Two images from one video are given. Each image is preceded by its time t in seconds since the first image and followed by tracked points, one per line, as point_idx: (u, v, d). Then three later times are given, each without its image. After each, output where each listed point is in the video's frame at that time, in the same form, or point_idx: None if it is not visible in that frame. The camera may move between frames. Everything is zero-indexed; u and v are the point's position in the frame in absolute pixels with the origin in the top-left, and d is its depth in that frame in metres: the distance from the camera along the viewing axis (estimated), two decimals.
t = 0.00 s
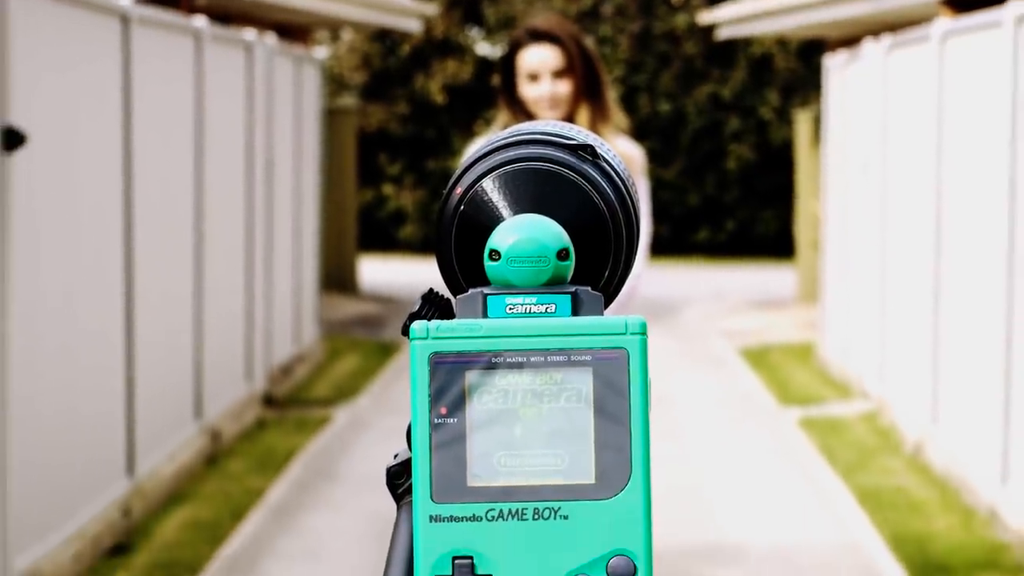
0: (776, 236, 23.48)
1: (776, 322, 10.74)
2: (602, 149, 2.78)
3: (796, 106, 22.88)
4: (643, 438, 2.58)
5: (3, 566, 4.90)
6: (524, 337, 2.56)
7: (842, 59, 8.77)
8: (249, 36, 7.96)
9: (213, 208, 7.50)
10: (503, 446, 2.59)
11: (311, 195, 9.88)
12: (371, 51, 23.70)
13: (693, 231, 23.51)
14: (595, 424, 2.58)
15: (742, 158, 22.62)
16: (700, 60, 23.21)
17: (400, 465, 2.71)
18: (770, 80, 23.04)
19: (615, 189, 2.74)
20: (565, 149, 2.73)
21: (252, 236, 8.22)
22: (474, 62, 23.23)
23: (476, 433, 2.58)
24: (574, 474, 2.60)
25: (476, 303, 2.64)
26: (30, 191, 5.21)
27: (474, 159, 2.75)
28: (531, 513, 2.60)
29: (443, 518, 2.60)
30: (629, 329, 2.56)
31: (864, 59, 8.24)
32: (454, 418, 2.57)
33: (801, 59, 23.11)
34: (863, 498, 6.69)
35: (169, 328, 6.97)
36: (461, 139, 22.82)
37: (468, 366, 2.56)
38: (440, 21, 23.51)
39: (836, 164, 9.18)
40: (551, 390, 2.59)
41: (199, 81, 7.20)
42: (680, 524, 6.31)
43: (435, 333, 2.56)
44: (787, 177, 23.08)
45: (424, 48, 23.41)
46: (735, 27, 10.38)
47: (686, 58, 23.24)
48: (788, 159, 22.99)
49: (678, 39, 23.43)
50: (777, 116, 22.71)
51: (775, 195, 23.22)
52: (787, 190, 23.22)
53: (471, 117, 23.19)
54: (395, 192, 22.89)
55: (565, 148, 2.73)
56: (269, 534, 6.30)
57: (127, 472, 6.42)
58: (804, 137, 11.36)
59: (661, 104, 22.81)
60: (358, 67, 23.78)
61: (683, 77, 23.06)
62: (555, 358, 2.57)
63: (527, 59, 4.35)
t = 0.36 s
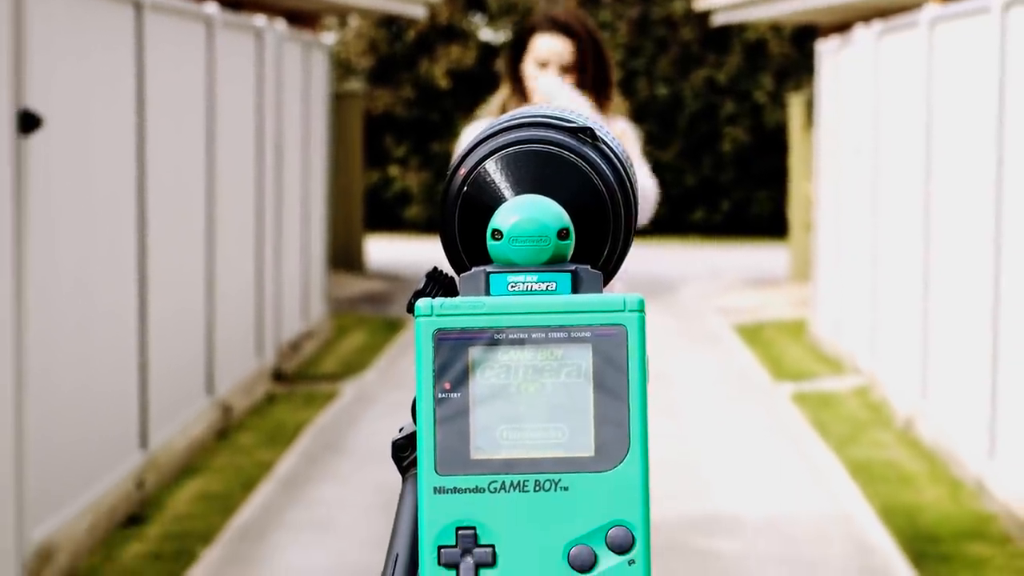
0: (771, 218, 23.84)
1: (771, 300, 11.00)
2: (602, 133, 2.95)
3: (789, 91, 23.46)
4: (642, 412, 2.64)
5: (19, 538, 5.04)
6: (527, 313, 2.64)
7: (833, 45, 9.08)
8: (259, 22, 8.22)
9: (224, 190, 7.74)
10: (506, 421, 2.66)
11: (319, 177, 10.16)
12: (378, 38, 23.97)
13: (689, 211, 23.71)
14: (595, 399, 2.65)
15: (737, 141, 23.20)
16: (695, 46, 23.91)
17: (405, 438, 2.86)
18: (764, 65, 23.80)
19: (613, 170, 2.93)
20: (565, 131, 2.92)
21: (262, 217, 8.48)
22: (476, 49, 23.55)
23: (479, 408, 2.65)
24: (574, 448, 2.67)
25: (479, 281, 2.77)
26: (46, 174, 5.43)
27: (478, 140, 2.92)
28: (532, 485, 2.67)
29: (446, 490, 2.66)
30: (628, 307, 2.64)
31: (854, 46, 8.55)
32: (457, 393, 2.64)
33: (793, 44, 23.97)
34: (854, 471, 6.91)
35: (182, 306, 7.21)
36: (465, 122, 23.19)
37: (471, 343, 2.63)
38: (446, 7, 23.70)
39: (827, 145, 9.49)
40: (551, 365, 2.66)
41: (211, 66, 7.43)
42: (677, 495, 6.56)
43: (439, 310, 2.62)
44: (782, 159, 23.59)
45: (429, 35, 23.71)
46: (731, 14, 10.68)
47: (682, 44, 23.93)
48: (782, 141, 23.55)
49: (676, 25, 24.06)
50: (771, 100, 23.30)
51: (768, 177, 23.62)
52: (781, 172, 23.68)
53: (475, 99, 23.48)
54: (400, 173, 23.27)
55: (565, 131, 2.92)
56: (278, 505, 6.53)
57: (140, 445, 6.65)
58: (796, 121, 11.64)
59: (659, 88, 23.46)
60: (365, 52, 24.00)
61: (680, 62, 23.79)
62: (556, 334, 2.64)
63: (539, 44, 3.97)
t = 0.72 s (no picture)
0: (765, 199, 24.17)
1: (766, 279, 11.23)
2: (602, 118, 3.07)
3: (783, 76, 23.70)
4: (639, 388, 2.78)
5: (36, 511, 5.27)
6: (528, 292, 2.78)
7: (826, 30, 9.32)
8: (267, 9, 8.44)
9: (234, 172, 7.96)
10: (508, 396, 2.79)
11: (326, 161, 10.39)
12: (384, 24, 24.13)
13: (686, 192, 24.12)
14: (594, 374, 2.78)
15: (733, 124, 23.43)
16: (692, 31, 23.97)
17: (410, 413, 2.99)
18: (759, 50, 23.99)
19: (611, 153, 3.05)
20: (565, 116, 3.04)
21: (271, 198, 8.71)
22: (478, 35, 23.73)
23: (482, 383, 2.78)
24: (574, 422, 2.80)
25: (482, 261, 2.95)
26: (62, 159, 5.65)
27: (481, 125, 3.05)
28: (533, 459, 2.80)
29: (450, 463, 2.80)
30: (626, 285, 2.77)
31: (846, 32, 8.81)
32: (461, 368, 2.78)
33: (788, 31, 24.08)
34: (846, 446, 7.13)
35: (193, 285, 7.43)
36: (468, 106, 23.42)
37: (474, 320, 2.77)
38: None
39: (821, 128, 9.72)
40: (552, 342, 2.79)
41: (221, 52, 7.65)
42: (674, 468, 6.80)
43: (444, 289, 2.76)
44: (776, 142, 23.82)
45: (433, 22, 23.81)
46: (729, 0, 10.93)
47: (679, 30, 24.02)
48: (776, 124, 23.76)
49: (673, 11, 24.22)
50: (765, 84, 23.60)
51: (764, 159, 23.80)
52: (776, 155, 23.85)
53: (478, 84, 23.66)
54: (405, 155, 23.45)
55: (565, 116, 3.04)
56: (287, 479, 6.76)
57: (153, 420, 6.88)
58: (791, 104, 11.87)
59: (657, 73, 23.64)
60: (371, 37, 24.16)
61: (677, 47, 23.88)
62: (557, 312, 2.78)
63: (552, 34, 3.82)
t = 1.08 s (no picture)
0: (760, 180, 24.44)
1: (761, 259, 11.46)
2: (601, 102, 3.15)
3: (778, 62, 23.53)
4: (638, 365, 2.91)
5: (49, 487, 5.48)
6: (528, 272, 2.90)
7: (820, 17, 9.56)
8: None
9: (243, 156, 8.18)
10: (510, 372, 2.92)
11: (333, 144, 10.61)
12: (389, 11, 24.14)
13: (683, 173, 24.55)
14: (594, 353, 2.91)
15: (729, 109, 23.55)
16: (690, 19, 23.82)
17: (415, 390, 3.12)
18: (754, 38, 23.76)
19: (610, 136, 3.13)
20: (566, 101, 3.12)
21: (279, 181, 8.93)
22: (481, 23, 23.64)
23: (485, 359, 2.91)
24: (574, 399, 2.93)
25: (485, 241, 3.07)
26: (75, 145, 5.85)
27: (483, 110, 3.14)
28: (534, 435, 2.93)
29: (453, 438, 2.93)
30: (625, 266, 2.91)
31: (840, 18, 9.03)
32: (463, 346, 2.90)
33: (783, 18, 23.85)
34: (839, 421, 7.36)
35: (204, 266, 7.66)
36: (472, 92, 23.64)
37: (476, 300, 2.90)
38: None
39: (814, 113, 9.94)
40: (552, 322, 2.92)
41: (230, 40, 7.86)
42: (673, 444, 7.02)
43: (447, 269, 2.90)
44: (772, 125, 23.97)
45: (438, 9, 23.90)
46: None
47: (676, 18, 23.89)
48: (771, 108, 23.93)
49: None
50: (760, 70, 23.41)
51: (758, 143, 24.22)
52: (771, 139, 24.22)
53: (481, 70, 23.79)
54: (410, 139, 23.91)
55: (566, 100, 3.12)
56: (294, 454, 6.98)
57: (163, 397, 7.11)
58: (786, 88, 12.09)
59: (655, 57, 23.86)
60: (377, 25, 24.08)
61: (674, 34, 23.79)
62: (556, 292, 2.91)
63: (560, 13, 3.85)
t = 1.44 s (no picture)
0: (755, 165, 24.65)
1: (756, 242, 11.65)
2: (602, 88, 2.98)
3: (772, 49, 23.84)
4: (639, 345, 2.73)
5: (63, 464, 5.68)
6: (530, 253, 2.73)
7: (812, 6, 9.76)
8: None
9: (251, 141, 8.38)
10: (511, 352, 2.74)
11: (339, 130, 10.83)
12: None
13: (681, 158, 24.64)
14: (594, 332, 2.74)
15: (725, 95, 23.85)
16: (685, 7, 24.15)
17: (418, 368, 3.00)
18: (749, 24, 24.09)
19: (611, 122, 2.97)
20: (567, 87, 2.94)
21: (286, 167, 9.14)
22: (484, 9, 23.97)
23: (487, 340, 2.73)
24: (574, 376, 2.75)
25: (487, 225, 2.89)
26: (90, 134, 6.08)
27: (486, 94, 2.95)
28: (535, 412, 2.75)
29: (456, 416, 2.75)
30: (623, 248, 2.73)
31: (832, 6, 9.23)
32: (467, 326, 2.73)
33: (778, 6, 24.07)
34: (832, 400, 7.56)
35: (212, 249, 7.86)
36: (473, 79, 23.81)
37: (479, 281, 2.72)
38: None
39: (808, 99, 10.09)
40: (553, 302, 2.74)
41: (239, 28, 8.06)
42: (671, 420, 7.24)
43: (449, 252, 2.72)
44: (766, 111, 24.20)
45: None
46: None
47: (674, 7, 24.17)
48: (765, 94, 24.15)
49: None
50: (755, 56, 23.82)
51: (755, 128, 24.29)
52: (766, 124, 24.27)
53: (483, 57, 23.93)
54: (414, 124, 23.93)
55: (567, 85, 2.94)
56: (300, 432, 7.19)
57: (173, 375, 7.32)
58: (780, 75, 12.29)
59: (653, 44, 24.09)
60: (382, 13, 24.28)
61: (671, 22, 24.04)
62: (557, 273, 2.74)
63: None
